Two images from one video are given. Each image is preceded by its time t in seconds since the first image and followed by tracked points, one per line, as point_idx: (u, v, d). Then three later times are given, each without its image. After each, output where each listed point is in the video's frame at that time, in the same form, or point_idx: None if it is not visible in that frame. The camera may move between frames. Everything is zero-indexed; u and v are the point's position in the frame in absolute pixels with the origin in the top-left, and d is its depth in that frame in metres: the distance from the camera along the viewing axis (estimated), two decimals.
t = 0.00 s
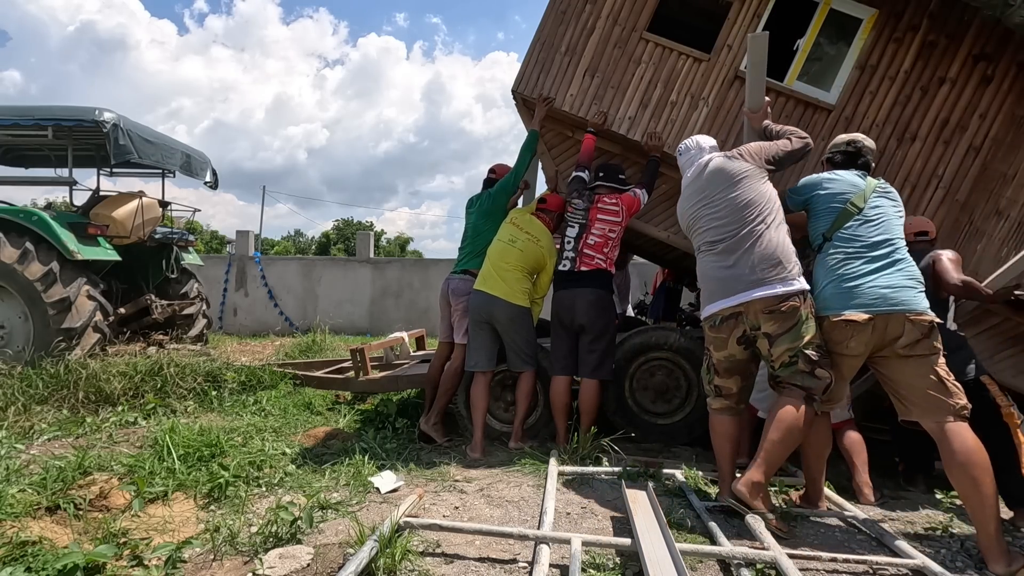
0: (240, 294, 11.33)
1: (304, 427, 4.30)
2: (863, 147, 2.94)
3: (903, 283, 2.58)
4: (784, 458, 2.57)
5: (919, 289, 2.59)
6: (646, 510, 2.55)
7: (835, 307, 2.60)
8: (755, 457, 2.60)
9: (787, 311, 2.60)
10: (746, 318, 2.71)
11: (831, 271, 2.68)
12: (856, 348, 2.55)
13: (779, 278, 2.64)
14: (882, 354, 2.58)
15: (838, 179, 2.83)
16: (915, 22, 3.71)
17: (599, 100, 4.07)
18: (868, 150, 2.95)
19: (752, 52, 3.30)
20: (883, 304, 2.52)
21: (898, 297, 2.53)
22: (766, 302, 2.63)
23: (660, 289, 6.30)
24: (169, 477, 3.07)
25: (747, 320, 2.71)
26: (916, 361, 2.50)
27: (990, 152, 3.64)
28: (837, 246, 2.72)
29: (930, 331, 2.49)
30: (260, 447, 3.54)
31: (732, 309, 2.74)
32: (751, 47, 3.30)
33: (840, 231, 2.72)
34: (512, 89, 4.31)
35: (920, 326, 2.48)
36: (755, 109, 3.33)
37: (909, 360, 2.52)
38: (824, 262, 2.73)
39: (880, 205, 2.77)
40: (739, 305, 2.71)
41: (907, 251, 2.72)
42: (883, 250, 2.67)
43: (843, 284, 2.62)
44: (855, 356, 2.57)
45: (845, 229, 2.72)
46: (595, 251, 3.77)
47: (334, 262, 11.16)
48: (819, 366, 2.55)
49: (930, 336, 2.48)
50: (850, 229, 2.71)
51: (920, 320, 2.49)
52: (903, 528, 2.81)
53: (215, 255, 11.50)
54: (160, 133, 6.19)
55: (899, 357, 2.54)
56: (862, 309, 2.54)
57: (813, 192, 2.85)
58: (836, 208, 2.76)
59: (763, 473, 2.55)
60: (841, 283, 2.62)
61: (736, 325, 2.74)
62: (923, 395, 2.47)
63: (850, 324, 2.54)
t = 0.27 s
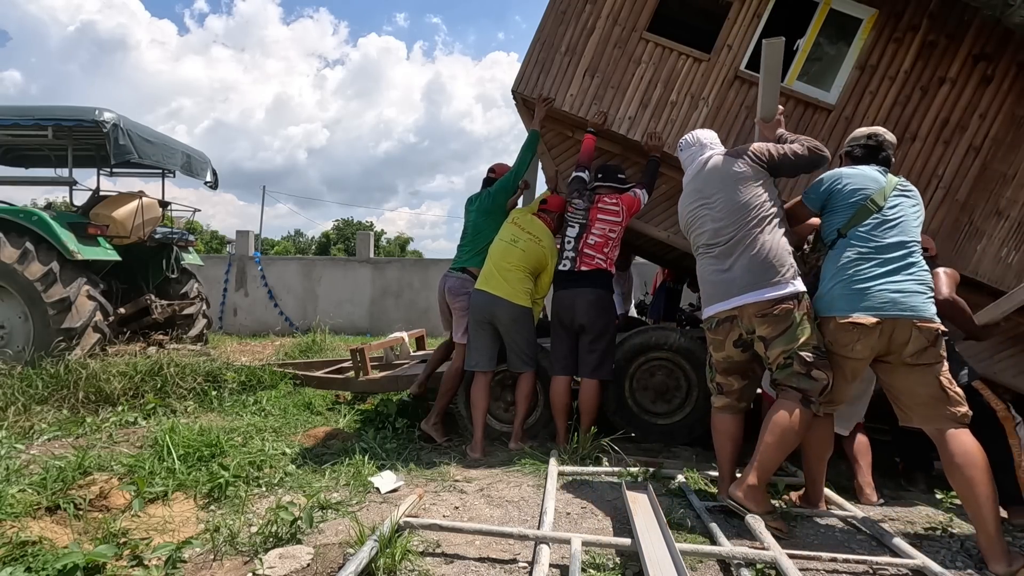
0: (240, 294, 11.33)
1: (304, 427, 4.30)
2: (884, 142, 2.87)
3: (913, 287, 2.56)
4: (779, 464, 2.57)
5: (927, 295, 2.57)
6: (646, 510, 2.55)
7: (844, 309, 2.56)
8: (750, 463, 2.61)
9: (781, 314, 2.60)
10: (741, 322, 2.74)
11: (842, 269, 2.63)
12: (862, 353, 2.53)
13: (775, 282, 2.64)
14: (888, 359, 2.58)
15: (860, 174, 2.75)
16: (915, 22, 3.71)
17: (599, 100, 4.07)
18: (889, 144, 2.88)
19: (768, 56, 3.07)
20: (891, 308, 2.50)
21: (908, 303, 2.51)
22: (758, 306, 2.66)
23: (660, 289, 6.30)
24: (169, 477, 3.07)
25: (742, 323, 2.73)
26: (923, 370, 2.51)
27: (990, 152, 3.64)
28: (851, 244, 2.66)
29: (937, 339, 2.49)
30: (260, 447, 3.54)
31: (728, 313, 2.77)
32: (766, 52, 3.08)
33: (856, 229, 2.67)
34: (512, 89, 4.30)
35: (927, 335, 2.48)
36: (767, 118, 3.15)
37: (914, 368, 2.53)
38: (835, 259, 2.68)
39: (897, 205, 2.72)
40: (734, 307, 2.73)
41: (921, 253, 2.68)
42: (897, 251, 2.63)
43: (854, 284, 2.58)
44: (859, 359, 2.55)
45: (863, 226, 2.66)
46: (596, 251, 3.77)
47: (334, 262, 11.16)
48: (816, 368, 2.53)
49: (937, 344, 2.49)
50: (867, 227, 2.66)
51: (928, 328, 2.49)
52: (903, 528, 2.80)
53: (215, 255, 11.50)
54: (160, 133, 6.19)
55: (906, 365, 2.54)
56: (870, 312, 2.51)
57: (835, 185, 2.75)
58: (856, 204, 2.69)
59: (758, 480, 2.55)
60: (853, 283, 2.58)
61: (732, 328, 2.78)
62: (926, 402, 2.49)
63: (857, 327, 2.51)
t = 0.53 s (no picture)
0: (240, 294, 11.33)
1: (304, 427, 4.30)
2: (894, 139, 2.86)
3: (923, 292, 2.57)
4: (775, 471, 2.56)
5: (936, 300, 2.59)
6: (646, 510, 2.55)
7: (856, 313, 2.56)
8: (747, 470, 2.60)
9: (778, 316, 2.60)
10: (737, 323, 2.74)
11: (854, 273, 2.63)
12: (869, 358, 2.54)
13: (771, 284, 2.64)
14: (894, 365, 2.60)
15: (873, 174, 2.73)
16: (915, 22, 3.71)
17: (599, 100, 4.07)
18: (899, 141, 2.87)
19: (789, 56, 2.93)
20: (903, 315, 2.51)
21: (920, 309, 2.53)
22: (751, 308, 2.66)
23: (660, 289, 6.29)
24: (169, 477, 3.07)
25: (738, 324, 2.73)
26: (929, 376, 2.53)
27: (990, 152, 3.64)
28: (863, 246, 2.66)
29: (943, 347, 2.52)
30: (260, 447, 3.54)
31: (723, 314, 2.78)
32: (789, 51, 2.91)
33: (869, 231, 2.66)
34: (512, 89, 4.30)
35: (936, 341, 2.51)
36: (784, 121, 3.12)
37: (919, 375, 2.55)
38: (846, 261, 2.67)
39: (909, 208, 2.72)
40: (729, 308, 2.74)
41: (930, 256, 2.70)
42: (908, 256, 2.64)
43: (867, 289, 2.58)
44: (866, 364, 2.56)
45: (875, 229, 2.66)
46: (596, 251, 3.77)
47: (334, 262, 11.16)
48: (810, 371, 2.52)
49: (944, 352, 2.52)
50: (880, 230, 2.65)
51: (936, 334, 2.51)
52: (903, 528, 2.81)
53: (215, 255, 11.50)
54: (160, 133, 6.19)
55: (913, 371, 2.56)
56: (882, 319, 2.51)
57: (848, 185, 2.71)
58: (869, 205, 2.68)
59: (754, 487, 2.54)
60: (865, 287, 2.58)
61: (728, 329, 2.78)
62: (931, 407, 2.50)
63: (869, 334, 2.51)
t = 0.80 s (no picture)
0: (240, 294, 11.33)
1: (304, 427, 4.30)
2: (902, 145, 2.84)
3: (924, 297, 2.57)
4: (774, 475, 2.56)
5: (938, 306, 2.58)
6: (646, 510, 2.55)
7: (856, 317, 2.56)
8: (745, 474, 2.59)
9: (778, 316, 2.59)
10: (736, 321, 2.74)
11: (854, 275, 2.63)
12: (869, 362, 2.55)
13: (771, 283, 2.63)
14: (895, 369, 2.60)
15: (876, 180, 2.74)
16: (915, 22, 3.71)
17: (599, 100, 4.07)
18: (907, 147, 2.85)
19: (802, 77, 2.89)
20: (903, 320, 2.50)
21: (923, 314, 2.52)
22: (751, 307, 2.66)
23: (660, 290, 6.29)
24: (169, 477, 3.07)
25: (737, 323, 2.73)
26: (931, 383, 2.53)
27: (990, 152, 3.64)
28: (865, 251, 2.66)
29: (946, 353, 2.52)
30: (260, 447, 3.54)
31: (723, 312, 2.78)
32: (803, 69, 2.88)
33: (870, 236, 2.67)
34: (512, 89, 4.30)
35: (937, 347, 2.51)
36: (792, 138, 3.04)
37: (923, 380, 2.55)
38: (848, 265, 2.68)
39: (913, 213, 2.72)
40: (727, 306, 2.74)
41: (935, 263, 2.69)
42: (911, 261, 2.64)
43: (867, 292, 2.58)
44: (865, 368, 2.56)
45: (877, 233, 2.67)
46: (596, 251, 3.77)
47: (334, 262, 11.16)
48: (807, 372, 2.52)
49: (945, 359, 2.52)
50: (882, 234, 2.66)
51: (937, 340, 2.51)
52: (903, 528, 2.81)
53: (215, 255, 11.50)
54: (159, 133, 6.19)
55: (915, 377, 2.56)
56: (881, 322, 2.51)
57: (851, 190, 2.73)
58: (871, 209, 2.69)
59: (754, 491, 2.53)
60: (865, 290, 2.58)
61: (728, 328, 2.78)
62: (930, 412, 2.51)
63: (866, 336, 2.51)
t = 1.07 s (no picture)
0: (240, 294, 11.33)
1: (304, 427, 4.30)
2: (902, 155, 2.86)
3: (927, 303, 2.56)
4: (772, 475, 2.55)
5: (941, 312, 2.57)
6: (645, 510, 2.55)
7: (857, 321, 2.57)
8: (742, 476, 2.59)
9: (774, 313, 2.58)
10: (733, 318, 2.73)
11: (857, 280, 2.63)
12: (869, 365, 2.55)
13: (770, 280, 2.62)
14: (896, 373, 2.60)
15: (877, 188, 2.76)
16: (915, 22, 3.71)
17: (599, 100, 4.07)
18: (907, 158, 2.87)
19: (808, 83, 2.95)
20: (905, 325, 2.50)
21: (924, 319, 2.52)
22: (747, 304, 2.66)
23: (660, 290, 6.30)
24: (169, 477, 3.07)
25: (734, 320, 2.73)
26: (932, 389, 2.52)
27: (990, 152, 3.65)
28: (866, 257, 2.67)
29: (948, 360, 2.52)
30: (260, 447, 3.54)
31: (722, 308, 2.78)
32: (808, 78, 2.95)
33: (872, 242, 2.68)
34: (512, 89, 4.30)
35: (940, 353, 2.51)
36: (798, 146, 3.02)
37: (924, 386, 2.54)
38: (850, 271, 2.68)
39: (915, 219, 2.72)
40: (725, 302, 2.74)
41: (937, 269, 2.69)
42: (913, 267, 2.64)
43: (870, 297, 2.58)
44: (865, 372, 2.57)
45: (880, 239, 2.67)
46: (596, 251, 3.77)
47: (334, 262, 11.16)
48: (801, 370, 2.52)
49: (946, 366, 2.51)
50: (885, 239, 2.67)
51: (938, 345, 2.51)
52: (903, 528, 2.81)
53: (215, 255, 11.50)
54: (159, 133, 6.18)
55: (917, 382, 2.56)
56: (883, 327, 2.51)
57: (853, 198, 2.76)
58: (872, 217, 2.70)
59: (752, 494, 2.54)
60: (868, 294, 2.58)
61: (725, 325, 2.78)
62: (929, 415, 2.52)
63: (868, 342, 2.51)
